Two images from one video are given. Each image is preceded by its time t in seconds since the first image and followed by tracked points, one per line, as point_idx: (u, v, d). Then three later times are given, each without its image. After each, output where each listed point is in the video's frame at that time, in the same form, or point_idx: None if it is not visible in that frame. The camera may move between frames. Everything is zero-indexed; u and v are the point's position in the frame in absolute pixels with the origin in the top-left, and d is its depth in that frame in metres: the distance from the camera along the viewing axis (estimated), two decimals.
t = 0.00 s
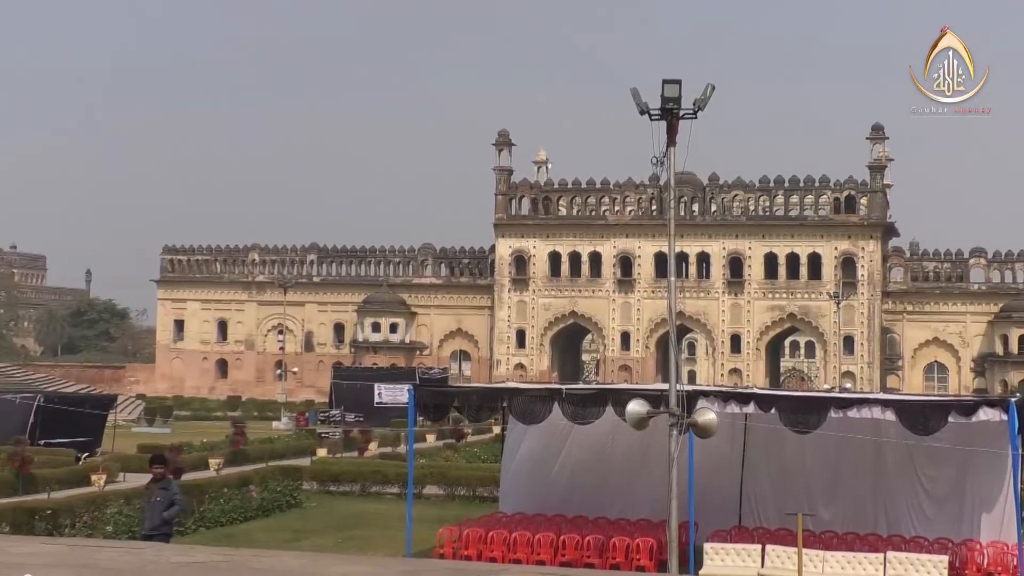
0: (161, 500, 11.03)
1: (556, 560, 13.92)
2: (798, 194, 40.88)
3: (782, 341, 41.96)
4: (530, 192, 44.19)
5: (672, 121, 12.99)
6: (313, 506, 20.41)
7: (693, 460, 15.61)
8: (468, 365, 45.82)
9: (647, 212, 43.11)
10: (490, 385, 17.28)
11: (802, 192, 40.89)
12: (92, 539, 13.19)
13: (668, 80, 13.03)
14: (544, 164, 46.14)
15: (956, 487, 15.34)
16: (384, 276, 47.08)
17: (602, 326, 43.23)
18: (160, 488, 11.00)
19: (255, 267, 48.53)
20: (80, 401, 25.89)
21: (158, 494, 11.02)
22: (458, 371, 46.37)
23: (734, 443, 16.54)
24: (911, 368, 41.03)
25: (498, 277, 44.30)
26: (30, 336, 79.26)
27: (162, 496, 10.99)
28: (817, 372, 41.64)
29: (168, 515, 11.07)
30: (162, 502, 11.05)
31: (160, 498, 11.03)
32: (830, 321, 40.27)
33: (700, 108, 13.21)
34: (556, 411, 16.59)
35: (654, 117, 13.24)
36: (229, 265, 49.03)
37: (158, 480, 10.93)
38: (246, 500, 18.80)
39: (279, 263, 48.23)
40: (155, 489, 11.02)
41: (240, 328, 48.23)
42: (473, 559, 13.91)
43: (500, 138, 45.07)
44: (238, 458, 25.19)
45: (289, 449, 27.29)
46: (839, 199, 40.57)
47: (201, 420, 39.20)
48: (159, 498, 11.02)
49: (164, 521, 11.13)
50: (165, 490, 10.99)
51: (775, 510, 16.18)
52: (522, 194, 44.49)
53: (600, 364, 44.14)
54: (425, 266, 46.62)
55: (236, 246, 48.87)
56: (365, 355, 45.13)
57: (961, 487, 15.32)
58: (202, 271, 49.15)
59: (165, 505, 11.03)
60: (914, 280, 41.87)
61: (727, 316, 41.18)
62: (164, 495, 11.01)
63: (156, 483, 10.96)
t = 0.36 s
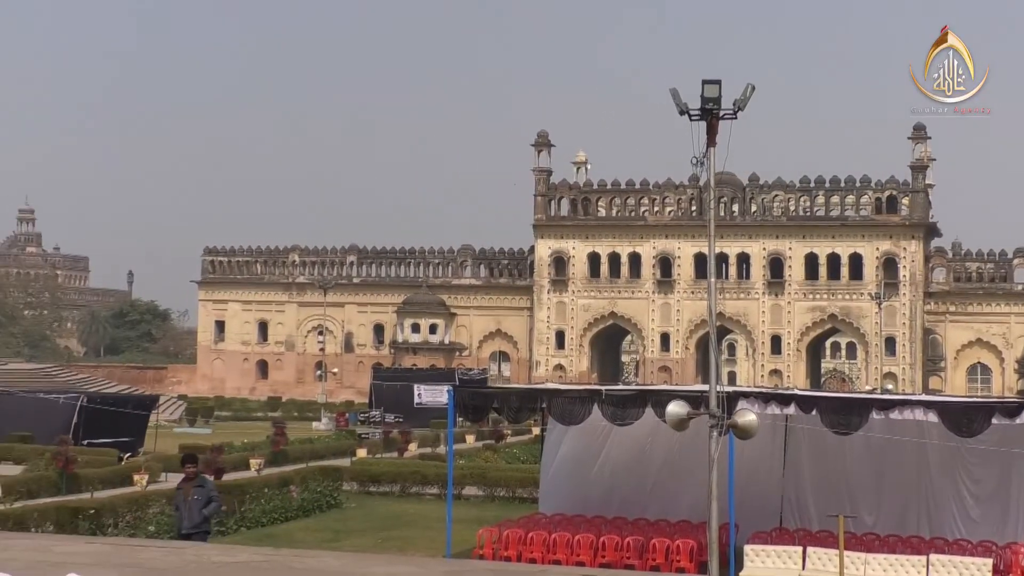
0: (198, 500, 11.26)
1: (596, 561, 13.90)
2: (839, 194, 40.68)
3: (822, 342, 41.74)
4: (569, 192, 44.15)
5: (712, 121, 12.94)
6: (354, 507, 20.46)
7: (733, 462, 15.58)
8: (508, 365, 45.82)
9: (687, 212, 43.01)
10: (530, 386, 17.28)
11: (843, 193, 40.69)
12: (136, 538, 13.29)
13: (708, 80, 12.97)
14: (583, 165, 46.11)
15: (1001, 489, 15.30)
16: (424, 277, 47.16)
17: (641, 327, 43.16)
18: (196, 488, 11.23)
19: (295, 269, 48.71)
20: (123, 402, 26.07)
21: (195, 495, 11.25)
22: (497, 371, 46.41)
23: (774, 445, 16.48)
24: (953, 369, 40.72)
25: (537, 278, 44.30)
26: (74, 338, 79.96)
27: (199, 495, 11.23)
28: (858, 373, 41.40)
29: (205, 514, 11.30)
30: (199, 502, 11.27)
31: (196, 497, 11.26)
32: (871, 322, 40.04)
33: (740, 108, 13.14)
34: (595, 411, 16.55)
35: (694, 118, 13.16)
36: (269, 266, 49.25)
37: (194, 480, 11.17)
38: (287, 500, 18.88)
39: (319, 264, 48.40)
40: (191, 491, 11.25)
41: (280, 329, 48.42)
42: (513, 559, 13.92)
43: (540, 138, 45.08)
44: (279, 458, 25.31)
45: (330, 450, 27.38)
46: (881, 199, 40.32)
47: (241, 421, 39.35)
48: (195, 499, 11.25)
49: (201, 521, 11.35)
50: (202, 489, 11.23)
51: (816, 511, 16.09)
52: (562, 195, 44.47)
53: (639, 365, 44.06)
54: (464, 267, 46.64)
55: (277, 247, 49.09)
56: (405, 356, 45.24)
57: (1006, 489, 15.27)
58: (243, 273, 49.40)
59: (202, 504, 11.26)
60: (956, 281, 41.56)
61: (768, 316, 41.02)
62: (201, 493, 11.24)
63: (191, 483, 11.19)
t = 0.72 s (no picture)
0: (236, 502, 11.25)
1: (643, 563, 13.87)
2: (887, 194, 40.38)
3: (871, 343, 41.46)
4: (615, 193, 44.11)
5: (759, 121, 12.86)
6: (401, 507, 20.54)
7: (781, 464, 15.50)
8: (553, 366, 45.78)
9: (733, 213, 42.83)
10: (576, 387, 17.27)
11: (891, 193, 40.37)
12: (186, 538, 13.39)
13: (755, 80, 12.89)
14: (629, 165, 46.05)
15: None
16: (470, 278, 47.24)
17: (688, 328, 43.04)
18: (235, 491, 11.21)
19: (341, 270, 48.89)
20: (172, 403, 26.28)
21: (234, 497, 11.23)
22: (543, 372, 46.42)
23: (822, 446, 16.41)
24: (1004, 370, 40.36)
25: (584, 279, 44.29)
26: (124, 339, 80.69)
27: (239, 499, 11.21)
28: (907, 374, 41.10)
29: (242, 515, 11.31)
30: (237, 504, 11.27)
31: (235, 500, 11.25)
32: (920, 323, 39.71)
33: (787, 108, 13.03)
34: (641, 412, 16.53)
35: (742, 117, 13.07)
36: (316, 268, 49.49)
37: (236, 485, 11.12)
38: (334, 500, 18.97)
39: (366, 265, 48.59)
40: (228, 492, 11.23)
41: (327, 330, 48.62)
42: (560, 560, 13.92)
43: (586, 139, 45.06)
44: (326, 459, 25.44)
45: (377, 450, 27.48)
46: (930, 199, 39.97)
47: (289, 421, 39.58)
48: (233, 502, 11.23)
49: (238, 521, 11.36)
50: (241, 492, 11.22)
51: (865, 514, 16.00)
52: (607, 196, 44.41)
53: (686, 366, 43.93)
54: (510, 268, 46.66)
55: (323, 249, 49.31)
56: (451, 357, 45.33)
57: None
58: (290, 274, 49.65)
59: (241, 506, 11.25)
60: (1007, 281, 41.14)
61: (816, 317, 40.78)
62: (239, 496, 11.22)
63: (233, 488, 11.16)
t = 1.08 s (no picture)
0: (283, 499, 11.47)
1: (695, 565, 13.82)
2: (941, 194, 40.01)
3: (925, 345, 41.10)
4: (666, 194, 43.99)
5: (811, 121, 12.78)
6: (451, 508, 20.60)
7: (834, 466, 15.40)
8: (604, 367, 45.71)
9: (785, 213, 42.58)
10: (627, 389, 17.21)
11: (945, 192, 39.99)
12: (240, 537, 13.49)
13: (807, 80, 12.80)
14: (680, 166, 45.91)
15: None
16: (521, 279, 47.25)
17: (739, 329, 42.83)
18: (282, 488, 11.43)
19: (392, 271, 49.08)
20: (224, 403, 26.47)
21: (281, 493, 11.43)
22: (594, 373, 46.36)
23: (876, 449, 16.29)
24: None
25: (634, 280, 44.21)
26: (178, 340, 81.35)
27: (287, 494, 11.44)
28: (962, 376, 40.68)
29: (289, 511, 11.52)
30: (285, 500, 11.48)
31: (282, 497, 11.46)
32: (974, 324, 39.30)
33: (840, 107, 12.91)
34: (693, 414, 16.46)
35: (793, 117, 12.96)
36: (367, 269, 49.69)
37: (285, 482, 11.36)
38: (386, 501, 19.04)
39: (417, 266, 48.73)
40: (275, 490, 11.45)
41: (378, 331, 48.78)
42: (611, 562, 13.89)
43: (636, 140, 44.97)
44: (377, 459, 25.56)
45: (427, 451, 27.55)
46: (984, 199, 39.55)
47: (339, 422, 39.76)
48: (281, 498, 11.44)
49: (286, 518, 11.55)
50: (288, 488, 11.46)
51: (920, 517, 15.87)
52: (658, 197, 44.28)
53: (737, 367, 43.72)
54: (561, 269, 46.64)
55: (374, 250, 49.48)
56: (501, 358, 45.34)
57: None
58: (341, 275, 49.85)
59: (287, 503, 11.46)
60: None
61: (869, 318, 40.48)
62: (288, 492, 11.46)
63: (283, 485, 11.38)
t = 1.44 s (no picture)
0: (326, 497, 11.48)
1: (746, 567, 13.75)
2: (998, 194, 39.58)
3: (980, 346, 40.69)
4: (717, 195, 43.82)
5: (864, 121, 12.66)
6: (502, 509, 20.61)
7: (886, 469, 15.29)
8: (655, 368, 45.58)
9: (837, 214, 42.27)
10: (678, 390, 17.12)
11: (1001, 193, 39.57)
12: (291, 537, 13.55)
13: (859, 80, 12.69)
14: (731, 167, 45.71)
15: None
16: (572, 280, 47.21)
17: (792, 331, 42.58)
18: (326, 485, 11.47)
19: (443, 272, 49.20)
20: (277, 403, 26.62)
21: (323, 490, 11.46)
22: (645, 374, 46.23)
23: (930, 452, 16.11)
24: None
25: (685, 281, 44.08)
26: (231, 341, 81.99)
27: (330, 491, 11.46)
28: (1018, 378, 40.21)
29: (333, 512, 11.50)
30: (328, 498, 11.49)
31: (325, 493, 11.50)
32: None
33: (894, 106, 12.79)
34: (745, 415, 16.34)
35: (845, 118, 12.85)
36: (418, 270, 49.83)
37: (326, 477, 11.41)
38: (437, 501, 19.07)
39: (467, 268, 48.82)
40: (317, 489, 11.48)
41: (429, 332, 48.90)
42: (662, 564, 13.83)
43: (687, 141, 44.82)
44: (429, 460, 25.62)
45: (477, 452, 27.60)
46: None
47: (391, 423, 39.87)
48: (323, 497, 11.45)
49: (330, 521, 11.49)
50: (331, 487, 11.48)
51: (976, 521, 15.70)
52: (709, 198, 44.09)
53: (789, 369, 43.46)
54: (611, 269, 46.56)
55: (425, 252, 49.61)
56: (552, 359, 45.31)
57: None
58: (392, 276, 50.06)
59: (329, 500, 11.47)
60: None
61: (922, 319, 40.13)
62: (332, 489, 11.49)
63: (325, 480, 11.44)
